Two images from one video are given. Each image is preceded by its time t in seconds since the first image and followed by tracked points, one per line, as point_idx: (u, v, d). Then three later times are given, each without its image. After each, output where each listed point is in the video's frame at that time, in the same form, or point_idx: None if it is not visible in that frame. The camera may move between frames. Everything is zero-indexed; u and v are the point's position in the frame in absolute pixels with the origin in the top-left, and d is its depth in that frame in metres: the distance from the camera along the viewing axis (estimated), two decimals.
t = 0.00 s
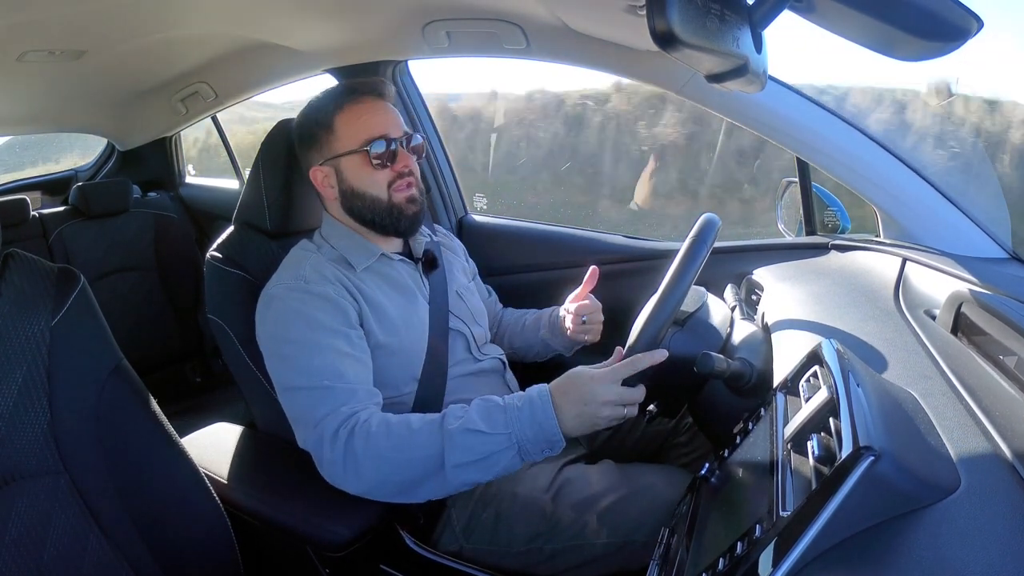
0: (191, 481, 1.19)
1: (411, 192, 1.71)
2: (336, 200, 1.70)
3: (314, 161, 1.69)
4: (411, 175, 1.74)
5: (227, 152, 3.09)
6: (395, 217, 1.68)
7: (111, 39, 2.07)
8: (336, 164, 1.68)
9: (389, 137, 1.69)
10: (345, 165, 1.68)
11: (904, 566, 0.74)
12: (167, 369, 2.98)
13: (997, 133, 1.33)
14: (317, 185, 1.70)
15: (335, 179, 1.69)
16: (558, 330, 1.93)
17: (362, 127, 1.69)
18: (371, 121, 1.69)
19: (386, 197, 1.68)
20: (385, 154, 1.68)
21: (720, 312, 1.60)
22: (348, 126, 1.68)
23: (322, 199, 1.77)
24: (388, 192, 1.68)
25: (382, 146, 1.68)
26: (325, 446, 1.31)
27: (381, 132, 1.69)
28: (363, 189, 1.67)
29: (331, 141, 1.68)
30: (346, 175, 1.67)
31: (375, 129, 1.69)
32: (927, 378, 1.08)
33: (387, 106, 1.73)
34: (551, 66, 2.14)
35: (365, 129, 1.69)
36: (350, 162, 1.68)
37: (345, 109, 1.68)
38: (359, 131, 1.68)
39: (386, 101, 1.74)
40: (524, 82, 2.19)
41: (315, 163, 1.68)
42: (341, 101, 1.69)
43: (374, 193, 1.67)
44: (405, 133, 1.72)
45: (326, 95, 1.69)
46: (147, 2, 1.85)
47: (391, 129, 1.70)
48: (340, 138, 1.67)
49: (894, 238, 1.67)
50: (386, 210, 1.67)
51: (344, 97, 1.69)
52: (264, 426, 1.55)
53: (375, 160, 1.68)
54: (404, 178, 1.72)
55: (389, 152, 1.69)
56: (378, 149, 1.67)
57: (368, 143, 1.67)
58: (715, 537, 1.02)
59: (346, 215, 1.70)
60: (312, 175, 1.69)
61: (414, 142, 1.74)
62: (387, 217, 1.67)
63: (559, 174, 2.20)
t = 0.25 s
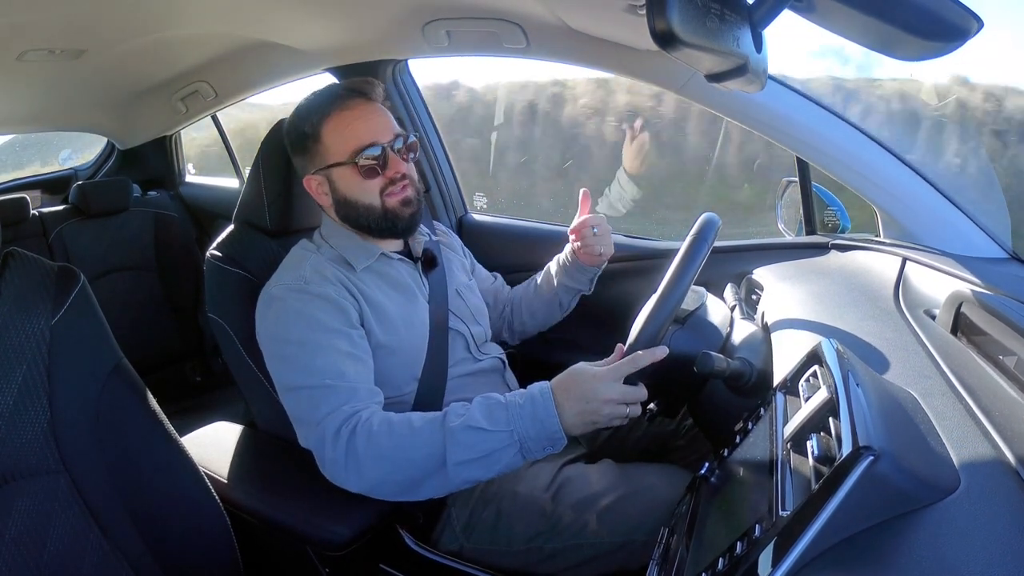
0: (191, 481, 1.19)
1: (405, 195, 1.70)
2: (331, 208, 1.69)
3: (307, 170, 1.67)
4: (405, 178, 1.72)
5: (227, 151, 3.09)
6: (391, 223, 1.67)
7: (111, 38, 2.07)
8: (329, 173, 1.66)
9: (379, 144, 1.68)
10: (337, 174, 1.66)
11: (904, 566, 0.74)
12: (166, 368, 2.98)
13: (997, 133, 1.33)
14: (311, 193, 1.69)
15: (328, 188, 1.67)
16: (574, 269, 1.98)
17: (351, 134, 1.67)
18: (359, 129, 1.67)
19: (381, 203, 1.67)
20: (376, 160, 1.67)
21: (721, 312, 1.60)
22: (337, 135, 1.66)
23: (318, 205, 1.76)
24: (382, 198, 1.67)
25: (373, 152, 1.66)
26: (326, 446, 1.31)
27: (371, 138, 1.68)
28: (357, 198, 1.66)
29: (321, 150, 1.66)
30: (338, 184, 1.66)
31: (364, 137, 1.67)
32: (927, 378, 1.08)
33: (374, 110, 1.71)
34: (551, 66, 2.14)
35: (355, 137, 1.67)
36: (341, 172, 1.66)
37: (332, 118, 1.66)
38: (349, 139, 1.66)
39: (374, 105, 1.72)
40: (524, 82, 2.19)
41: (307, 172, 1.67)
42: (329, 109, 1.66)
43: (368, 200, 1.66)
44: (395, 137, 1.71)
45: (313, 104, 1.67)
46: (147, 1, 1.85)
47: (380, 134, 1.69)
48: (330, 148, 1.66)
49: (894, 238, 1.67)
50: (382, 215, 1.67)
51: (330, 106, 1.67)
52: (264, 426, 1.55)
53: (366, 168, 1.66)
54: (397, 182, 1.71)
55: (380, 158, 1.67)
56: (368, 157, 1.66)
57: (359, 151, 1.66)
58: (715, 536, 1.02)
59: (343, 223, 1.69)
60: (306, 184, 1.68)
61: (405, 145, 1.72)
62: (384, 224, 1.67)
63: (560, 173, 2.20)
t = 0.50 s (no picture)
0: (191, 481, 1.19)
1: (410, 205, 1.69)
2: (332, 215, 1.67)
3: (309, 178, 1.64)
4: (407, 187, 1.70)
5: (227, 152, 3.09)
6: (396, 233, 1.67)
7: (111, 38, 2.07)
8: (332, 183, 1.63)
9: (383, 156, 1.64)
10: (340, 186, 1.63)
11: (904, 566, 0.74)
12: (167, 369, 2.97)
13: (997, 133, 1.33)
14: (312, 200, 1.66)
15: (331, 198, 1.65)
16: (557, 246, 2.00)
17: (353, 145, 1.63)
18: (363, 139, 1.63)
19: (386, 215, 1.66)
20: (381, 173, 1.64)
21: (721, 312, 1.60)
22: (340, 146, 1.62)
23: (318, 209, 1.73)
24: (387, 209, 1.66)
25: (378, 165, 1.63)
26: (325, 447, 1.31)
27: (374, 150, 1.64)
28: (361, 210, 1.64)
29: (323, 160, 1.62)
30: (342, 195, 1.63)
31: (368, 148, 1.63)
32: (927, 378, 1.08)
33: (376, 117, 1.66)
34: (551, 66, 2.14)
35: (358, 148, 1.63)
36: (344, 183, 1.63)
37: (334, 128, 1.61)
38: (353, 150, 1.63)
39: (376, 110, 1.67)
40: (524, 82, 2.19)
41: (309, 181, 1.64)
42: (332, 118, 1.61)
43: (373, 213, 1.64)
44: (399, 147, 1.67)
45: (313, 111, 1.61)
46: (147, 2, 1.85)
47: (385, 145, 1.65)
48: (333, 159, 1.62)
49: (894, 238, 1.67)
50: (387, 227, 1.66)
51: (331, 114, 1.62)
52: (264, 426, 1.55)
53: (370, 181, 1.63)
54: (400, 192, 1.68)
55: (384, 170, 1.64)
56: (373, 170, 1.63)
57: (364, 163, 1.63)
58: (715, 537, 1.02)
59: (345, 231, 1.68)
60: (307, 192, 1.65)
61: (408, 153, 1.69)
62: (389, 234, 1.66)
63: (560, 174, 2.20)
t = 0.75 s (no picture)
0: (191, 482, 1.19)
1: (404, 207, 1.68)
2: (327, 218, 1.66)
3: (303, 180, 1.64)
4: (402, 189, 1.69)
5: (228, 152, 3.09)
6: (390, 235, 1.65)
7: (111, 38, 2.07)
8: (325, 185, 1.63)
9: (376, 156, 1.64)
10: (333, 187, 1.63)
11: (904, 566, 0.74)
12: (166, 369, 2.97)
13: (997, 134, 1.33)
14: (307, 203, 1.66)
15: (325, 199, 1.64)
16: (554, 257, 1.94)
17: (347, 145, 1.63)
18: (356, 140, 1.63)
19: (379, 216, 1.64)
20: (374, 172, 1.64)
21: (722, 312, 1.61)
22: (333, 147, 1.62)
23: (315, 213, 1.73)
24: (381, 210, 1.65)
25: (370, 164, 1.63)
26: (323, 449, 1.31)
27: (367, 150, 1.64)
28: (355, 211, 1.63)
29: (316, 162, 1.62)
30: (335, 196, 1.63)
31: (360, 149, 1.63)
32: (927, 378, 1.08)
33: (370, 119, 1.66)
34: (552, 65, 2.14)
35: (351, 149, 1.63)
36: (338, 184, 1.63)
37: (327, 130, 1.62)
38: (345, 150, 1.62)
39: (370, 113, 1.67)
40: (524, 82, 2.19)
41: (302, 183, 1.64)
42: (323, 119, 1.62)
43: (366, 214, 1.63)
44: (392, 147, 1.67)
45: (306, 114, 1.62)
46: (147, 2, 1.85)
47: (377, 145, 1.65)
48: (326, 160, 1.62)
49: (894, 238, 1.67)
50: (381, 228, 1.64)
51: (324, 116, 1.62)
52: (264, 427, 1.55)
53: (363, 181, 1.63)
54: (395, 193, 1.67)
55: (377, 170, 1.64)
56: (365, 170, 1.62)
57: (355, 163, 1.62)
58: (715, 537, 1.02)
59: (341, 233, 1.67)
60: (301, 195, 1.65)
61: (403, 155, 1.68)
62: (383, 236, 1.65)
63: (560, 174, 2.20)
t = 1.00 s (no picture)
0: (191, 482, 1.19)
1: (398, 203, 1.67)
2: (324, 207, 1.67)
3: (304, 167, 1.65)
4: (399, 185, 1.68)
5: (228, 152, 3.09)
6: (380, 230, 1.64)
7: (111, 38, 2.07)
8: (323, 173, 1.64)
9: (375, 149, 1.63)
10: (331, 175, 1.63)
11: (904, 566, 0.74)
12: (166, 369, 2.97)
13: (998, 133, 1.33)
14: (306, 190, 1.67)
15: (322, 187, 1.65)
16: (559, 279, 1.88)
17: (346, 135, 1.63)
18: (356, 130, 1.63)
19: (372, 210, 1.64)
20: (370, 165, 1.63)
21: (721, 311, 1.61)
22: (333, 135, 1.63)
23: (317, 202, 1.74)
24: (374, 204, 1.64)
25: (367, 157, 1.63)
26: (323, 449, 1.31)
27: (366, 142, 1.63)
28: (348, 201, 1.63)
29: (316, 149, 1.63)
30: (331, 185, 1.63)
31: (360, 140, 1.63)
32: (927, 378, 1.08)
33: (373, 110, 1.66)
34: (552, 65, 2.14)
35: (351, 139, 1.63)
36: (335, 173, 1.63)
37: (329, 117, 1.62)
38: (344, 140, 1.63)
39: (374, 105, 1.66)
40: (524, 82, 2.19)
41: (302, 170, 1.65)
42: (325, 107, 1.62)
43: (360, 205, 1.63)
44: (392, 142, 1.66)
45: (312, 99, 1.63)
46: (147, 2, 1.85)
47: (377, 137, 1.64)
48: (325, 148, 1.63)
49: (894, 238, 1.67)
50: (372, 222, 1.64)
51: (328, 104, 1.63)
52: (264, 427, 1.55)
53: (360, 172, 1.63)
54: (392, 188, 1.67)
55: (374, 163, 1.63)
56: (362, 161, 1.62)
57: (353, 154, 1.62)
58: (714, 537, 1.02)
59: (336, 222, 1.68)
60: (301, 181, 1.66)
61: (403, 150, 1.67)
62: (373, 230, 1.64)
63: (560, 174, 2.20)
